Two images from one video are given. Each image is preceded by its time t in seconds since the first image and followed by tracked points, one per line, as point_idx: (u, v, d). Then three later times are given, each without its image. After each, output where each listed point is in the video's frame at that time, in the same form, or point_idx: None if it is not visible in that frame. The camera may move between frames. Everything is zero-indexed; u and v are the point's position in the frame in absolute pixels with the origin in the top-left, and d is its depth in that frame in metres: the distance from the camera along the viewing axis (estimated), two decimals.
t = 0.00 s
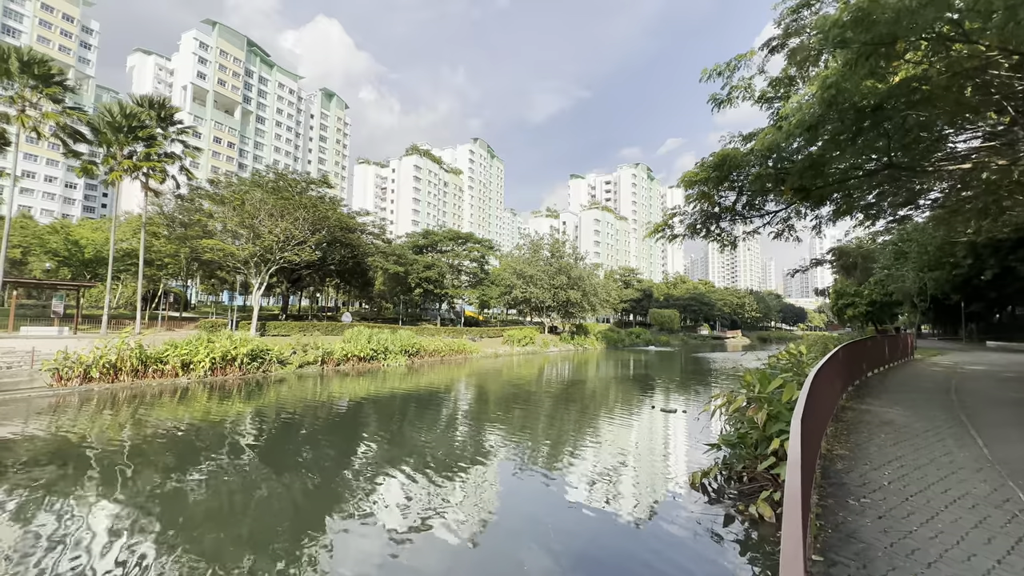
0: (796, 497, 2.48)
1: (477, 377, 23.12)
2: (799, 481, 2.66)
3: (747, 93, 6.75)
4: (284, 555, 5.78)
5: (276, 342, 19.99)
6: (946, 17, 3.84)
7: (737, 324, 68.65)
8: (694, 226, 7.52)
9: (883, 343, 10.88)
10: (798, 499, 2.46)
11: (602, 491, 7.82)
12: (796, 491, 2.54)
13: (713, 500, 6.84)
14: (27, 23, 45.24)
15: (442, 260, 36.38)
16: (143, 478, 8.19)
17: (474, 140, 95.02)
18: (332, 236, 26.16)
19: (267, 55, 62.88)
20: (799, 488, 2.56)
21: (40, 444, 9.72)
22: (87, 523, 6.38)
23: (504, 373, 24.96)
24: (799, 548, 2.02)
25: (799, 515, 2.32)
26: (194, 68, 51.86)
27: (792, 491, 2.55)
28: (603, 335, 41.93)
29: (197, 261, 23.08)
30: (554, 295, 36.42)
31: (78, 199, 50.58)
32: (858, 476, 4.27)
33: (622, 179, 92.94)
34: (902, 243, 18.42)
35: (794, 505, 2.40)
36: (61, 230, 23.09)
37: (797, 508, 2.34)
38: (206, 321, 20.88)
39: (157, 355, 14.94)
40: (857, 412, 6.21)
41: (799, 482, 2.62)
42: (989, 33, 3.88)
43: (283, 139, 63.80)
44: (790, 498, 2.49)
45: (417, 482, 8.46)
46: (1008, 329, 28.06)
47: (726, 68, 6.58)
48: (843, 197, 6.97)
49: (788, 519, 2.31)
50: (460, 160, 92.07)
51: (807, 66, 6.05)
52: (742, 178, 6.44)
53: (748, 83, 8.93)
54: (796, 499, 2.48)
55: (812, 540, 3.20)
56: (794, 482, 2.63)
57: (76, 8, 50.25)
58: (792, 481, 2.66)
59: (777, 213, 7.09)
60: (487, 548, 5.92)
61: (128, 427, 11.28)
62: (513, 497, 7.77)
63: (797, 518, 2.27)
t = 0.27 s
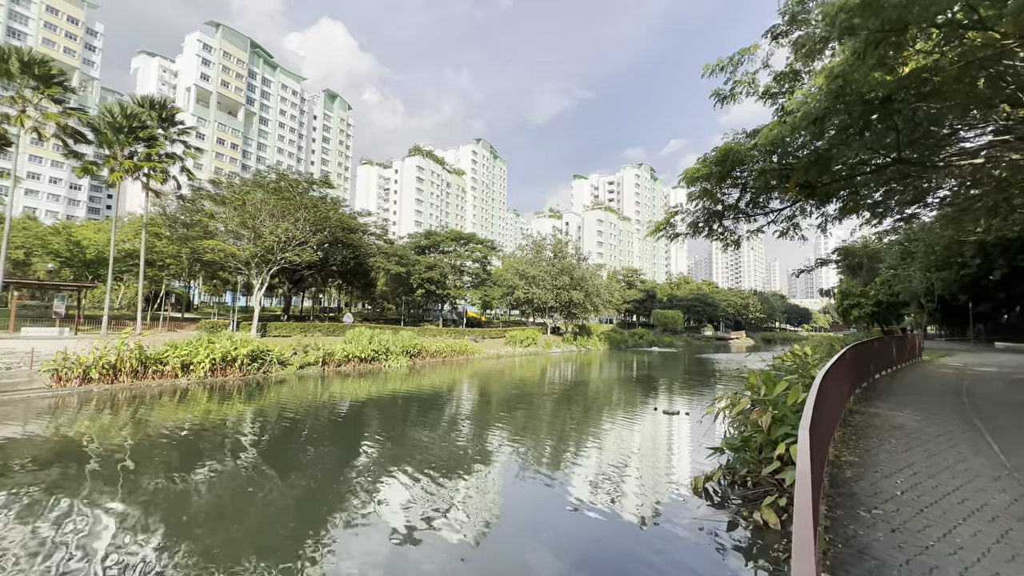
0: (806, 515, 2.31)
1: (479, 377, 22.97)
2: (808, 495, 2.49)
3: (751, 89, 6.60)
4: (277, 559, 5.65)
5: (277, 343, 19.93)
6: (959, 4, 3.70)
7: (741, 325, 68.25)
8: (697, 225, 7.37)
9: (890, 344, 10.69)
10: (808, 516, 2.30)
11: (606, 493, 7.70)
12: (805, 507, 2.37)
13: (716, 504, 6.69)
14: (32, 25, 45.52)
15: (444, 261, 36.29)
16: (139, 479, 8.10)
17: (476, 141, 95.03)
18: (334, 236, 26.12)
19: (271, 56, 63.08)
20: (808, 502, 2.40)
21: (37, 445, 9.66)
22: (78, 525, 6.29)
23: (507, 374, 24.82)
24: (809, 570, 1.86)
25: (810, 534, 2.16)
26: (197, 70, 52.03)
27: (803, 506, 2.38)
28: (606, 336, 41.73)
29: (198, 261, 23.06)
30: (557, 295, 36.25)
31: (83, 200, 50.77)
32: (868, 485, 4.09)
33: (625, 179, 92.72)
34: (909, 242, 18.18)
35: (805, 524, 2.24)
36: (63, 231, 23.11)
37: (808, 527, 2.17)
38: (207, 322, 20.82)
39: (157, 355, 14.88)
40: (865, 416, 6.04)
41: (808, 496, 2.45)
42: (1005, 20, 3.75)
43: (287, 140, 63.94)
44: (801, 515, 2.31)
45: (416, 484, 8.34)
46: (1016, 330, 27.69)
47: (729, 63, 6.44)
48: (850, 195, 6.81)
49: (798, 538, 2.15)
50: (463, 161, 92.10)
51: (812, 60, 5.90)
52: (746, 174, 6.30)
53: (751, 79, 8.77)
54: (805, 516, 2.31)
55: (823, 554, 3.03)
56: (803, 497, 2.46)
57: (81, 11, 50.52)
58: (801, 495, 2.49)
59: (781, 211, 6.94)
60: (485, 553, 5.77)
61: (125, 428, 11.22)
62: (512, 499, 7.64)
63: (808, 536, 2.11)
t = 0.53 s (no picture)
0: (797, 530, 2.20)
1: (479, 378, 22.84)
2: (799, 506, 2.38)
3: (751, 84, 6.47)
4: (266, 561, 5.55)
5: (276, 343, 19.88)
6: None
7: (744, 325, 67.98)
8: (695, 223, 7.25)
9: (894, 344, 10.56)
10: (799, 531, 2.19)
11: (606, 494, 7.61)
12: (797, 520, 2.26)
13: (716, 506, 6.58)
14: (35, 27, 45.71)
15: (445, 261, 36.21)
16: (133, 479, 8.04)
17: (478, 141, 95.04)
18: (333, 236, 26.06)
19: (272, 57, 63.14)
20: (802, 513, 2.30)
21: (30, 445, 9.59)
22: (66, 526, 6.19)
23: (507, 374, 24.72)
24: None
25: (801, 552, 2.04)
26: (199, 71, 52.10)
27: (794, 519, 2.27)
28: (607, 336, 41.59)
29: (197, 261, 23.04)
30: (558, 295, 36.11)
31: (85, 201, 50.92)
32: (870, 491, 3.95)
33: (627, 179, 92.50)
34: (913, 241, 17.98)
35: (795, 540, 2.13)
36: (63, 231, 23.12)
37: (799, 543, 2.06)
38: (206, 322, 20.78)
39: (155, 355, 14.83)
40: (869, 418, 5.90)
41: (800, 508, 2.34)
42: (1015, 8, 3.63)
43: (288, 140, 64.00)
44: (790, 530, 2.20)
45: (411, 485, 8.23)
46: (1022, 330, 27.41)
47: (728, 58, 6.32)
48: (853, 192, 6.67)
49: (787, 556, 2.04)
50: (464, 161, 92.07)
51: (813, 53, 5.78)
52: (745, 170, 6.18)
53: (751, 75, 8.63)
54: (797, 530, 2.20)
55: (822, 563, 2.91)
56: (795, 509, 2.35)
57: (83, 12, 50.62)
58: (792, 507, 2.38)
59: (783, 208, 6.81)
60: (479, 557, 5.66)
61: (122, 428, 11.17)
62: (509, 500, 7.52)
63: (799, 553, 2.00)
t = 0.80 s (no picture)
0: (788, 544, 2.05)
1: (478, 378, 22.71)
2: (790, 517, 2.24)
3: (749, 77, 6.33)
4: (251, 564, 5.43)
5: (273, 342, 19.77)
6: None
7: (745, 324, 67.80)
8: (692, 220, 7.11)
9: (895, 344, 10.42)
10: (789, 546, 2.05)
11: (606, 495, 7.51)
12: (785, 532, 2.13)
13: (713, 509, 6.44)
14: (35, 26, 45.67)
15: (444, 260, 36.09)
16: (122, 479, 7.94)
17: (479, 140, 94.93)
18: (332, 235, 25.95)
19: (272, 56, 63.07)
20: (792, 520, 2.19)
21: (21, 446, 9.49)
22: (51, 527, 6.08)
23: (507, 374, 24.61)
24: None
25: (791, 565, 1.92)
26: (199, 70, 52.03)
27: (783, 530, 2.14)
28: (608, 336, 41.44)
29: (195, 261, 22.94)
30: (558, 295, 35.95)
31: (85, 200, 50.87)
32: (871, 497, 3.80)
33: (628, 178, 92.29)
34: (915, 240, 17.80)
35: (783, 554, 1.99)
36: (60, 230, 23.02)
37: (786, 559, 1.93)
38: (203, 321, 20.68)
39: (150, 355, 14.73)
40: (870, 421, 5.75)
41: (790, 518, 2.20)
42: None
43: (288, 140, 63.95)
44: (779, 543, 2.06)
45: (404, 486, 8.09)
46: None
47: (726, 50, 6.18)
48: (854, 188, 6.53)
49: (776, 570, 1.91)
50: (465, 160, 91.96)
51: (812, 45, 5.64)
52: (743, 165, 6.04)
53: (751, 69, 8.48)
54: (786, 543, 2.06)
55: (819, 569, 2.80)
56: (786, 520, 2.21)
57: (83, 11, 50.55)
58: (783, 518, 2.24)
59: (782, 205, 6.66)
60: (469, 560, 5.53)
61: (115, 428, 11.08)
62: (503, 501, 7.40)
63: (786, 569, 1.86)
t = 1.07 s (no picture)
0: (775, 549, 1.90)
1: (476, 377, 22.58)
2: (782, 522, 2.10)
3: (746, 71, 6.20)
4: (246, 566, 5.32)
5: (269, 342, 19.64)
6: None
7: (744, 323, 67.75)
8: (688, 216, 6.98)
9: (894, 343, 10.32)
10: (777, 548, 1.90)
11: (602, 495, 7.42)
12: (773, 535, 1.98)
13: (709, 512, 6.31)
14: (30, 23, 45.40)
15: (442, 259, 35.98)
16: (114, 478, 7.82)
17: (477, 139, 94.75)
18: (328, 233, 25.81)
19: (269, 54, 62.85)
20: (782, 518, 2.11)
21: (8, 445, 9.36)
22: (32, 528, 5.95)
23: (505, 373, 24.49)
24: None
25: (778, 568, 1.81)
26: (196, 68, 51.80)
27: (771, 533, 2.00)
28: (606, 335, 41.34)
29: (190, 259, 22.79)
30: (556, 294, 35.84)
31: (82, 198, 50.63)
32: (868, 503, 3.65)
33: (627, 177, 92.15)
34: (914, 239, 17.71)
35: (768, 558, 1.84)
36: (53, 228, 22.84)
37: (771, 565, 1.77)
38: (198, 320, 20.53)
39: (143, 354, 14.59)
40: (869, 421, 5.61)
41: (779, 522, 2.06)
42: None
43: (286, 138, 63.77)
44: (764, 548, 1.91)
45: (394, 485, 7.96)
46: None
47: (722, 43, 6.06)
48: (853, 183, 6.41)
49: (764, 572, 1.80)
50: (463, 159, 91.80)
51: (808, 36, 5.52)
52: (739, 160, 5.92)
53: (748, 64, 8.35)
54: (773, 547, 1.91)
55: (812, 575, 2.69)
56: (776, 524, 2.07)
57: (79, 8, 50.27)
58: (773, 521, 2.10)
59: (780, 200, 6.54)
60: (462, 561, 5.42)
61: (105, 427, 10.96)
62: (495, 502, 7.27)
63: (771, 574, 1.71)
